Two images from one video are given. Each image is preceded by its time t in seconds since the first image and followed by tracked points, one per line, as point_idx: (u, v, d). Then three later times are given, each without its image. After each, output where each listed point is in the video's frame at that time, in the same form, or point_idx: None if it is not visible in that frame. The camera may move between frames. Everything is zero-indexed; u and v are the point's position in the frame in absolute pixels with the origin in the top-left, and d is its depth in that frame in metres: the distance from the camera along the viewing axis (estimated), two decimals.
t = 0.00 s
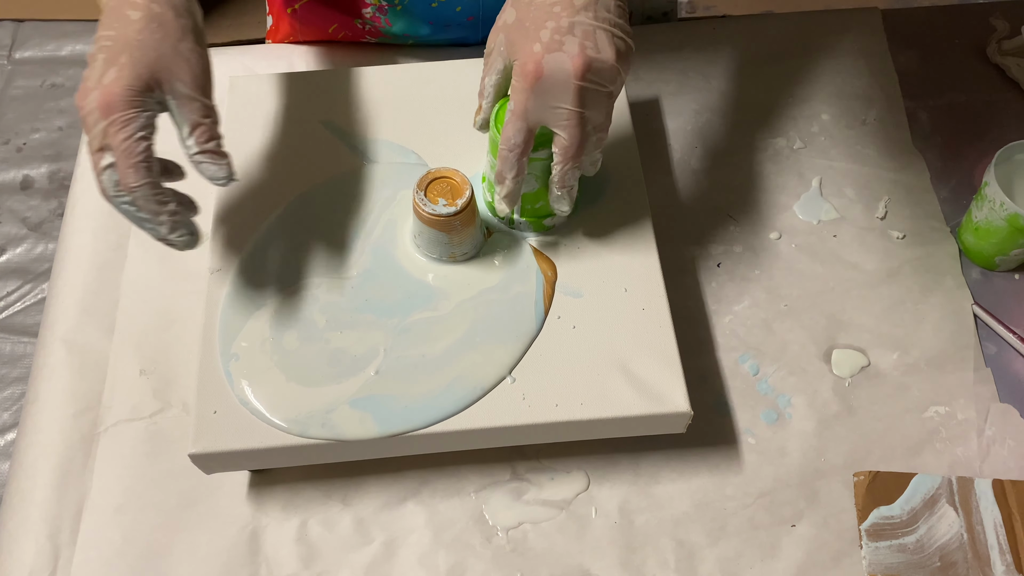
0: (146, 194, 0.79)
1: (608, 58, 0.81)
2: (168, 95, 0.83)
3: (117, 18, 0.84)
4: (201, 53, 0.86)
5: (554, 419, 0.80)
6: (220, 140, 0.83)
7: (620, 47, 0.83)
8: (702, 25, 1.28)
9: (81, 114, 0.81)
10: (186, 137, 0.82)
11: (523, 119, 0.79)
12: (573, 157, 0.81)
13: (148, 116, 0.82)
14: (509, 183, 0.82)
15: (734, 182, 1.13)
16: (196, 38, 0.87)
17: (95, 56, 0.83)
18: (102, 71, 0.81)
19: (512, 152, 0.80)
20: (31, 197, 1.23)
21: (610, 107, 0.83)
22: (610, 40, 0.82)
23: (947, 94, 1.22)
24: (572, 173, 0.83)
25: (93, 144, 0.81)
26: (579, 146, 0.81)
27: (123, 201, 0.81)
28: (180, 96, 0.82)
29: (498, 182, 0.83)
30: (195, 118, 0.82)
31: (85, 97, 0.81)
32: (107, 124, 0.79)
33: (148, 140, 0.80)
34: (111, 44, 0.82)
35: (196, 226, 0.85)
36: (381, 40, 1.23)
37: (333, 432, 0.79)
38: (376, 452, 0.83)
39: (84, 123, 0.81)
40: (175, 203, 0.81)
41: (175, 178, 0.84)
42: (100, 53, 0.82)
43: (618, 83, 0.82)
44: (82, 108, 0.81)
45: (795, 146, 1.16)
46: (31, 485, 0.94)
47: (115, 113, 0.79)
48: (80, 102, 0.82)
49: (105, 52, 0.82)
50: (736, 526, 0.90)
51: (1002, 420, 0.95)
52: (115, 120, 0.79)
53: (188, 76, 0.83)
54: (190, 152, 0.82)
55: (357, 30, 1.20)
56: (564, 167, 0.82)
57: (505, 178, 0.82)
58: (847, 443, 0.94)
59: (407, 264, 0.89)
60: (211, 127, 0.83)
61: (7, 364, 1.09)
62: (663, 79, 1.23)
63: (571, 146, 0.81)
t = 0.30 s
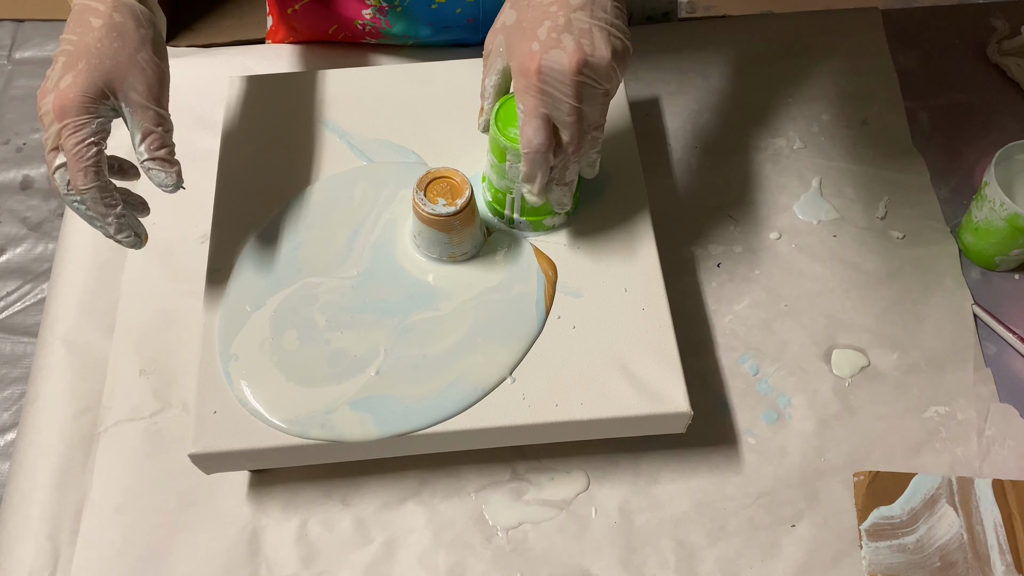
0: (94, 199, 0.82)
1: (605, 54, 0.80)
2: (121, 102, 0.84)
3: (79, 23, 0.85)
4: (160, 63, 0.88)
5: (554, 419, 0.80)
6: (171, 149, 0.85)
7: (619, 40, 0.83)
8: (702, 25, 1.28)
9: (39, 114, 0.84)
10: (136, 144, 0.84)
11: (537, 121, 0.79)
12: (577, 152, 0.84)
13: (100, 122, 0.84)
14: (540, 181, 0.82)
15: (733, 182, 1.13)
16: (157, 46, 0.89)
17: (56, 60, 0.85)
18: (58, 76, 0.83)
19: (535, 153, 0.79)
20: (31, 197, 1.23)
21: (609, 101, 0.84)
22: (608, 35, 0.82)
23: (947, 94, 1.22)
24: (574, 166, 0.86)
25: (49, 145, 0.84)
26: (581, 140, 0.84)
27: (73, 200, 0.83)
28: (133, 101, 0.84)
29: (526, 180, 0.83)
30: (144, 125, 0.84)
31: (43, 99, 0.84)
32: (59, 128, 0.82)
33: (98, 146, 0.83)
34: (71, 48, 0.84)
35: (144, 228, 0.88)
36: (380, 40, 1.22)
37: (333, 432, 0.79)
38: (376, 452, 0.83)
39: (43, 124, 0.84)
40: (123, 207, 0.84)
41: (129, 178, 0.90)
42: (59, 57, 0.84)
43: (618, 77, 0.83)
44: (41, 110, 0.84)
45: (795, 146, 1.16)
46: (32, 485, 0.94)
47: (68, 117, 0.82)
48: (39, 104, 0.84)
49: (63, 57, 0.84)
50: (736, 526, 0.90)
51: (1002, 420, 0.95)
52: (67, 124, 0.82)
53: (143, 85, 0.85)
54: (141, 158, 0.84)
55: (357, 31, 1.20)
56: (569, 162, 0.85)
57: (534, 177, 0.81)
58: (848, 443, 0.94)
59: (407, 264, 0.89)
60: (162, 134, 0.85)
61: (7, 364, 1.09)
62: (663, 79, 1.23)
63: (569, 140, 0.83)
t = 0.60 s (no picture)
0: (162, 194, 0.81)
1: (606, 54, 0.81)
2: (170, 102, 0.84)
3: (119, 27, 0.85)
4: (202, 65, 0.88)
5: (554, 419, 0.79)
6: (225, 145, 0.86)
7: (618, 41, 0.83)
8: (702, 25, 1.28)
9: (85, 117, 0.81)
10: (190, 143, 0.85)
11: (540, 121, 0.80)
12: (578, 151, 0.84)
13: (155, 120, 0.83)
14: (542, 180, 0.83)
15: (733, 183, 1.13)
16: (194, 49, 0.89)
17: (94, 64, 0.83)
18: (104, 77, 0.81)
19: (539, 153, 0.80)
20: (31, 197, 1.22)
21: (609, 101, 0.84)
22: (607, 35, 0.82)
23: (947, 94, 1.22)
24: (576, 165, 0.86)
25: (97, 147, 0.80)
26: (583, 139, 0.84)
27: (129, 201, 0.81)
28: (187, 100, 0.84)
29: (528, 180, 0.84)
30: (200, 123, 0.84)
31: (87, 101, 0.81)
32: (111, 127, 0.79)
33: (155, 143, 0.81)
34: (111, 51, 0.83)
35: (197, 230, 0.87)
36: (380, 40, 1.23)
37: (334, 433, 0.79)
38: (376, 452, 0.83)
39: (88, 127, 0.81)
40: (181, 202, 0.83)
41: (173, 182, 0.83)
42: (101, 59, 0.82)
43: (619, 77, 0.83)
44: (87, 113, 0.81)
45: (795, 146, 1.16)
46: (31, 485, 0.94)
47: (120, 115, 0.80)
48: (81, 107, 0.81)
49: (106, 59, 0.82)
50: (736, 526, 0.90)
51: (1002, 420, 0.95)
52: (119, 122, 0.80)
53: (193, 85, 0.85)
54: (196, 156, 0.85)
55: (357, 31, 1.20)
56: (571, 161, 0.85)
57: (536, 177, 0.82)
58: (847, 443, 0.94)
59: (407, 264, 0.89)
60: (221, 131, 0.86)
61: (7, 364, 1.09)
62: (663, 79, 1.22)
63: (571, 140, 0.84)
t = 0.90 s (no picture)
0: (411, 172, 0.78)
1: (612, 54, 0.79)
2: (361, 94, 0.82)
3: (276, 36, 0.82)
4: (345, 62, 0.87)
5: (554, 419, 0.79)
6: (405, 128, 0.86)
7: (624, 39, 0.81)
8: (701, 25, 1.28)
9: (321, 116, 0.76)
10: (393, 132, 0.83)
11: (542, 121, 0.79)
12: (579, 150, 0.84)
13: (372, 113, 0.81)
14: (543, 180, 0.83)
15: (734, 183, 1.13)
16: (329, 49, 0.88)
17: (273, 72, 0.79)
18: (281, 76, 0.79)
19: (540, 153, 0.80)
20: (31, 197, 1.22)
21: (612, 100, 0.84)
22: (614, 33, 0.80)
23: (947, 94, 1.22)
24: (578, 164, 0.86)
25: (325, 148, 0.77)
26: (585, 138, 0.83)
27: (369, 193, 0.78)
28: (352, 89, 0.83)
29: (529, 180, 0.84)
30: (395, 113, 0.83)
31: (317, 97, 0.76)
32: (340, 115, 0.76)
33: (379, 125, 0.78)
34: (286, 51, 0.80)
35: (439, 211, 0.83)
36: (380, 40, 1.23)
37: (334, 434, 0.79)
38: (376, 452, 0.83)
39: (306, 129, 0.76)
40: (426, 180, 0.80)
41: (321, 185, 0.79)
42: (280, 65, 0.79)
43: (622, 76, 0.82)
44: (311, 113, 0.76)
45: (795, 146, 1.16)
46: (31, 485, 0.94)
47: (343, 106, 0.77)
48: (292, 111, 0.76)
49: (291, 64, 0.79)
50: (736, 526, 0.90)
51: (1003, 420, 0.95)
52: (354, 110, 0.77)
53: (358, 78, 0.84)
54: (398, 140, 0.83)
55: (357, 31, 1.20)
56: (572, 161, 0.85)
57: (537, 176, 0.83)
58: (847, 443, 0.94)
59: (409, 263, 0.89)
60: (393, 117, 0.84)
61: (7, 364, 1.09)
62: (664, 79, 1.22)
63: (574, 139, 0.83)
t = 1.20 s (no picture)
0: (441, 180, 0.79)
1: (621, 50, 0.79)
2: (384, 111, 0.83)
3: (298, 56, 0.82)
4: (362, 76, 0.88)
5: (554, 419, 0.79)
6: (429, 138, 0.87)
7: (632, 36, 0.81)
8: (701, 25, 1.28)
9: (350, 134, 0.76)
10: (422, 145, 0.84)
11: (550, 115, 0.78)
12: (584, 146, 0.83)
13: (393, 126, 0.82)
14: (546, 175, 0.82)
15: (734, 182, 1.13)
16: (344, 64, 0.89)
17: (298, 91, 0.79)
18: (303, 94, 0.79)
19: (546, 146, 0.79)
20: (31, 197, 1.22)
21: (618, 97, 0.83)
22: (623, 29, 0.80)
23: (947, 94, 1.22)
24: (581, 160, 0.85)
25: (356, 164, 0.77)
26: (590, 134, 0.83)
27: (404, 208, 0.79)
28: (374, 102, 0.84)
29: (531, 175, 0.82)
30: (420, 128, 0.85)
31: (345, 115, 0.76)
32: (369, 132, 0.77)
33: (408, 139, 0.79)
34: (306, 71, 0.81)
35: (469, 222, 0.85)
36: (380, 40, 1.23)
37: (334, 434, 0.79)
38: (376, 452, 0.83)
39: (335, 147, 0.76)
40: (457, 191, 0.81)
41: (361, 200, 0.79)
42: (304, 85, 0.79)
43: (630, 73, 0.82)
44: (340, 131, 0.76)
45: (795, 146, 1.16)
46: (31, 485, 0.94)
47: (372, 124, 0.77)
48: (321, 130, 0.76)
49: (315, 83, 0.79)
50: (736, 526, 0.90)
51: (1002, 420, 0.95)
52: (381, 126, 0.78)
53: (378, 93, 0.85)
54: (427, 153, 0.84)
55: (357, 31, 1.20)
56: (576, 156, 0.84)
57: (541, 171, 0.81)
58: (847, 443, 0.94)
59: (409, 264, 0.89)
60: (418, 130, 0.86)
61: (7, 364, 1.08)
62: (663, 79, 1.22)
63: (580, 135, 0.82)
